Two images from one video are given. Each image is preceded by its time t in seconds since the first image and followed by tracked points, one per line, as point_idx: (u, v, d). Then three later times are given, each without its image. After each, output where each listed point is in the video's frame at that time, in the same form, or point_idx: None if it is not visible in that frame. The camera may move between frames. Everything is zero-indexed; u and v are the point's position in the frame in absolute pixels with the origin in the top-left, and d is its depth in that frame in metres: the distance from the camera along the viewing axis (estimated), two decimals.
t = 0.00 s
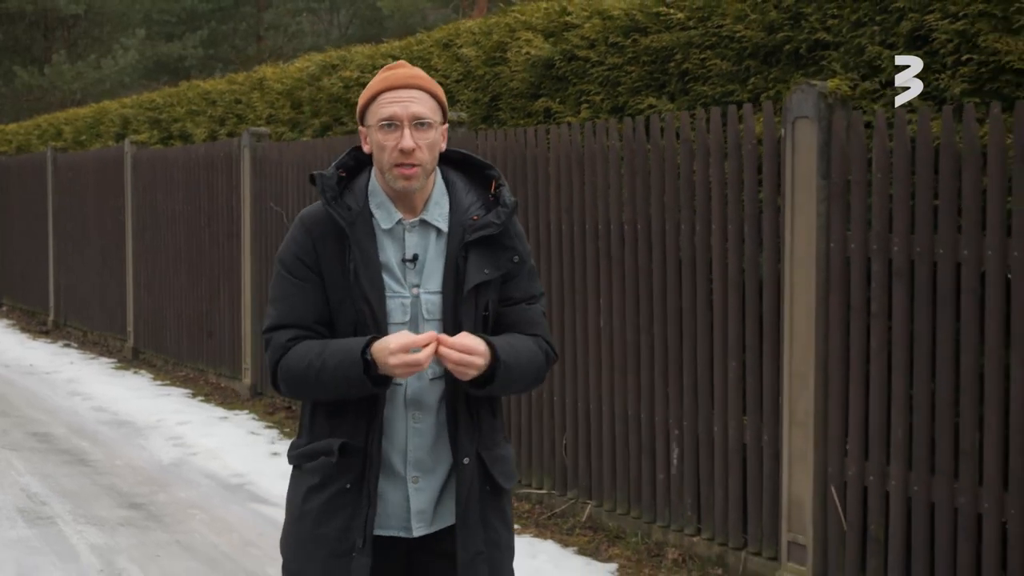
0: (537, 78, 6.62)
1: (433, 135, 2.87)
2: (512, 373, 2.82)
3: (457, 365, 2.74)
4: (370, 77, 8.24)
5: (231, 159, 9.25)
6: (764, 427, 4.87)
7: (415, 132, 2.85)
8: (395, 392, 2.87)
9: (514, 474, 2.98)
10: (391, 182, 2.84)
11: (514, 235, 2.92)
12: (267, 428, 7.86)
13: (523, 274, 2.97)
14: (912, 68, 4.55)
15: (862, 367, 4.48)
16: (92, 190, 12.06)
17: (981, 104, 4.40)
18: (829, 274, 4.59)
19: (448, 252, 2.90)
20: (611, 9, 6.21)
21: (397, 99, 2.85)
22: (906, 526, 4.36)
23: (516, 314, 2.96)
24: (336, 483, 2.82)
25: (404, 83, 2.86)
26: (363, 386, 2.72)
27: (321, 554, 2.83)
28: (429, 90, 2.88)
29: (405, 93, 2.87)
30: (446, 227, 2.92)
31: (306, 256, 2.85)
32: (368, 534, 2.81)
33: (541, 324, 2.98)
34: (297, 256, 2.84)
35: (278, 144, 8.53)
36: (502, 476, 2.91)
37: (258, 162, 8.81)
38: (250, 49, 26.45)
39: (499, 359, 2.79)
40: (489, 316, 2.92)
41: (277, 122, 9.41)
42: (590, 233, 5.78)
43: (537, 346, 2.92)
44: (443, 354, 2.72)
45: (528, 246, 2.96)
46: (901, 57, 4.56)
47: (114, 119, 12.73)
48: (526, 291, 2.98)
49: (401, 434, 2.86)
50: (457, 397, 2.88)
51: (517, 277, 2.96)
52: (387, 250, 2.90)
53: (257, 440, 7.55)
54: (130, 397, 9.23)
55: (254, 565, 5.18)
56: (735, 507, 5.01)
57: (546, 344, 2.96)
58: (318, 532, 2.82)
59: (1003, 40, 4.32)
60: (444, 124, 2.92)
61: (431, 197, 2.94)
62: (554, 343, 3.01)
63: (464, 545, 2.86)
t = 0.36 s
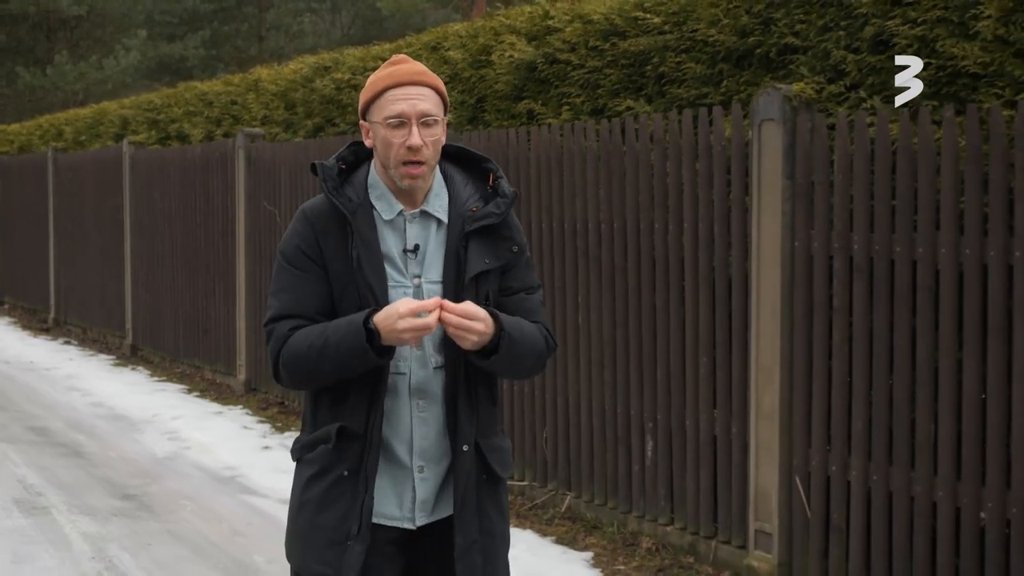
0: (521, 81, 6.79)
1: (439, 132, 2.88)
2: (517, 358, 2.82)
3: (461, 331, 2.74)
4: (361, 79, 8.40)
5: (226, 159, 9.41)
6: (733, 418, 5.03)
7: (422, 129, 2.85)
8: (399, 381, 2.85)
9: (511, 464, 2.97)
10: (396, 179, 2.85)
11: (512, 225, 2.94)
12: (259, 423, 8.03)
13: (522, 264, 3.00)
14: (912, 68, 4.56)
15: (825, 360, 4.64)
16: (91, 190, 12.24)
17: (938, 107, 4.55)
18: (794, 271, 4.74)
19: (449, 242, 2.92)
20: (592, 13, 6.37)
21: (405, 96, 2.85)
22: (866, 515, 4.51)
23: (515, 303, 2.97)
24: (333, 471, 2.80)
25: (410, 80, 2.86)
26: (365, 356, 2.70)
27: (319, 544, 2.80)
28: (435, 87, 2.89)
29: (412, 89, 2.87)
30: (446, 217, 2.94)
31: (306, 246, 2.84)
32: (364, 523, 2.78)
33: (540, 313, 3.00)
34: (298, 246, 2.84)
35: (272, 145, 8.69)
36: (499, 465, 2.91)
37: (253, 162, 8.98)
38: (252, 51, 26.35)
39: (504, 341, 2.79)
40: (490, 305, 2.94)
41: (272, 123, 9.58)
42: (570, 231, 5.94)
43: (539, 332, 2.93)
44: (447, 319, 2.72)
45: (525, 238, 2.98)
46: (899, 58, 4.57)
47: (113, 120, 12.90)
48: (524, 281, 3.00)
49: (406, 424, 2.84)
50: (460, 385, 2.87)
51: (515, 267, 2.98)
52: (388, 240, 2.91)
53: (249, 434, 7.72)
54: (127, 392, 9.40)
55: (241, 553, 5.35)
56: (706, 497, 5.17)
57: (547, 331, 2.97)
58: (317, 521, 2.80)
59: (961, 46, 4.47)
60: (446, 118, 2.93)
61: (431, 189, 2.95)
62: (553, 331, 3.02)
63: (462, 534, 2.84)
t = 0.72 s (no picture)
0: (512, 82, 6.96)
1: (431, 148, 2.93)
2: (515, 375, 2.92)
3: (465, 353, 2.81)
4: (360, 79, 8.56)
5: (230, 159, 9.59)
6: (710, 410, 5.18)
7: (417, 144, 2.90)
8: (399, 399, 2.90)
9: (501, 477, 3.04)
10: (392, 195, 2.89)
11: (502, 240, 3.02)
12: (260, 417, 8.21)
13: (509, 277, 3.08)
14: (912, 67, 4.61)
15: (797, 354, 4.78)
16: (99, 189, 12.45)
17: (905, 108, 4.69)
18: (767, 265, 4.89)
19: (441, 257, 2.97)
20: (580, 15, 6.53)
21: (401, 113, 2.90)
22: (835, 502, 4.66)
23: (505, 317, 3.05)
24: (336, 491, 2.84)
25: (404, 97, 2.91)
26: (379, 381, 2.74)
27: (324, 564, 2.85)
28: (426, 104, 2.95)
29: (406, 107, 2.92)
30: (437, 233, 2.99)
31: (300, 268, 2.86)
32: (371, 542, 2.83)
33: (528, 324, 3.09)
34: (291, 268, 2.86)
35: (273, 145, 8.86)
36: (491, 480, 2.99)
37: (256, 162, 9.15)
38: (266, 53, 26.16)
39: (503, 363, 2.89)
40: (481, 319, 3.02)
41: (274, 123, 9.76)
42: (557, 229, 6.11)
43: (530, 344, 3.02)
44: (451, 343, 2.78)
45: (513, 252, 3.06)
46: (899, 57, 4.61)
47: (121, 120, 13.11)
48: (513, 293, 3.08)
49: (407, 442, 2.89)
50: (456, 401, 2.94)
51: (504, 279, 3.06)
52: (382, 258, 2.95)
53: (250, 428, 7.90)
54: (133, 388, 9.59)
55: (234, 540, 5.53)
56: (685, 486, 5.32)
57: (534, 338, 3.06)
58: (321, 541, 2.84)
59: (926, 49, 4.60)
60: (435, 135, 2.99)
61: (421, 205, 3.00)
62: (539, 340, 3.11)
63: (456, 547, 2.90)
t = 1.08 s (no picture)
0: (520, 84, 7.12)
1: (449, 140, 2.87)
2: (536, 360, 2.85)
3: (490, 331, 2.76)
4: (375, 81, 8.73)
5: (249, 159, 9.77)
6: (706, 405, 5.32)
7: (435, 138, 2.84)
8: (418, 397, 2.85)
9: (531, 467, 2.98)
10: (411, 191, 2.83)
11: (524, 229, 2.96)
12: (275, 412, 8.39)
13: (533, 266, 3.02)
14: (912, 68, 4.69)
15: (787, 349, 4.91)
16: (123, 189, 12.67)
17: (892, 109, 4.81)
18: (758, 262, 5.04)
19: (462, 250, 2.93)
20: (584, 20, 6.69)
21: (418, 106, 2.83)
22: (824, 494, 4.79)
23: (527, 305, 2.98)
24: (357, 495, 2.78)
25: (422, 89, 2.84)
26: (403, 372, 2.70)
27: (345, 568, 2.80)
28: (444, 95, 2.87)
29: (423, 99, 2.85)
30: (456, 225, 2.94)
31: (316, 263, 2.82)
32: (394, 547, 2.78)
33: (551, 311, 3.03)
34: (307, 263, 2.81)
35: (291, 146, 9.04)
36: (524, 472, 2.91)
37: (274, 162, 9.34)
38: (291, 52, 26.61)
39: (528, 346, 2.83)
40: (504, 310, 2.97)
41: (292, 124, 9.94)
42: (562, 229, 6.27)
43: (553, 330, 2.95)
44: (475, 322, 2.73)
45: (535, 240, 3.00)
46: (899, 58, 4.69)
47: (145, 121, 13.33)
48: (535, 284, 3.02)
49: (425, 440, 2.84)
50: (478, 397, 2.88)
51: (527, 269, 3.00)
52: (400, 253, 2.90)
53: (266, 423, 8.08)
54: (154, 384, 9.78)
55: (244, 530, 5.70)
56: (682, 479, 5.46)
57: (558, 325, 3.00)
58: (342, 545, 2.79)
59: (912, 53, 4.73)
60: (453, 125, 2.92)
61: (438, 197, 2.95)
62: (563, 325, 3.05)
63: (496, 539, 2.85)
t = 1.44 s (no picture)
0: (518, 86, 7.26)
1: (459, 147, 2.80)
2: (561, 356, 2.81)
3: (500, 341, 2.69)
4: (379, 83, 8.88)
5: (257, 159, 9.92)
6: (692, 400, 5.45)
7: (444, 144, 2.78)
8: (418, 404, 2.77)
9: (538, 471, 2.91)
10: (419, 196, 2.77)
11: (534, 235, 2.90)
12: (280, 408, 8.54)
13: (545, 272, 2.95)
14: (912, 68, 4.74)
15: (769, 345, 5.05)
16: (134, 188, 12.85)
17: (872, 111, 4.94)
18: (742, 259, 5.17)
19: (471, 258, 2.87)
20: (580, 23, 6.82)
21: (427, 111, 2.77)
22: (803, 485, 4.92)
23: (543, 309, 2.92)
24: (352, 503, 2.72)
25: (432, 93, 2.78)
26: (399, 364, 2.62)
27: None
28: (454, 100, 2.81)
29: (432, 103, 2.79)
30: (463, 232, 2.88)
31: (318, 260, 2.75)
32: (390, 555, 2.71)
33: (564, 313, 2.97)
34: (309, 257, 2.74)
35: (297, 146, 9.19)
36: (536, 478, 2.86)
37: (281, 162, 9.49)
38: (305, 52, 26.83)
39: (545, 347, 2.77)
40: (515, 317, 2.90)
41: (299, 125, 10.10)
42: (556, 228, 6.41)
43: (569, 332, 2.89)
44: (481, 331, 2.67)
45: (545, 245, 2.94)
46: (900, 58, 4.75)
47: (157, 121, 13.50)
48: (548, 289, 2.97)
49: (425, 446, 2.77)
50: (492, 402, 2.82)
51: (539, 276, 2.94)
52: (404, 260, 2.84)
53: (270, 418, 8.23)
54: (162, 380, 9.94)
55: (244, 521, 5.85)
56: (669, 472, 5.60)
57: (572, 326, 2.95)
58: (336, 554, 2.72)
59: (890, 56, 4.87)
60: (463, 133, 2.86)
61: (446, 204, 2.88)
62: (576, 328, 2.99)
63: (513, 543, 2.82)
